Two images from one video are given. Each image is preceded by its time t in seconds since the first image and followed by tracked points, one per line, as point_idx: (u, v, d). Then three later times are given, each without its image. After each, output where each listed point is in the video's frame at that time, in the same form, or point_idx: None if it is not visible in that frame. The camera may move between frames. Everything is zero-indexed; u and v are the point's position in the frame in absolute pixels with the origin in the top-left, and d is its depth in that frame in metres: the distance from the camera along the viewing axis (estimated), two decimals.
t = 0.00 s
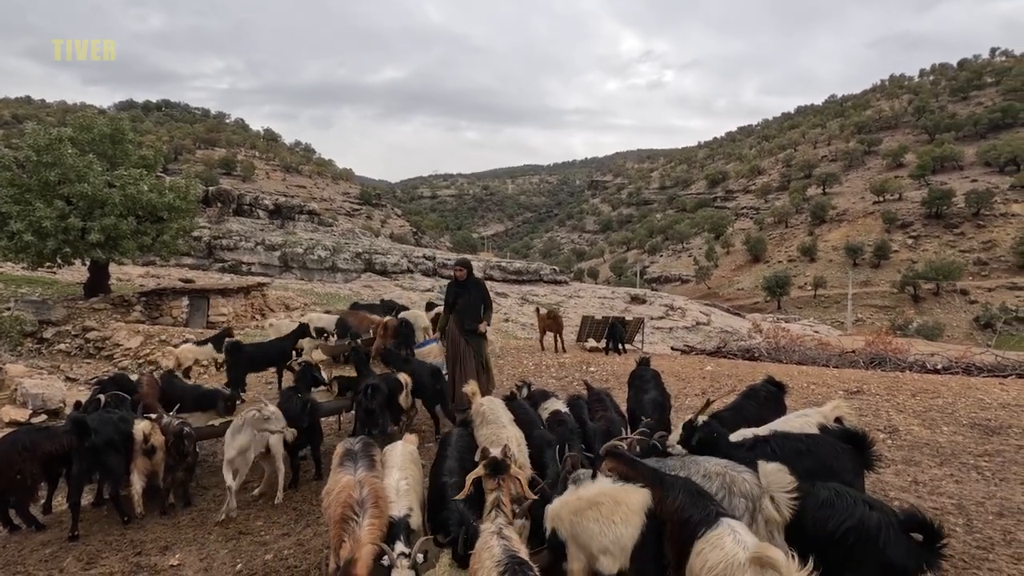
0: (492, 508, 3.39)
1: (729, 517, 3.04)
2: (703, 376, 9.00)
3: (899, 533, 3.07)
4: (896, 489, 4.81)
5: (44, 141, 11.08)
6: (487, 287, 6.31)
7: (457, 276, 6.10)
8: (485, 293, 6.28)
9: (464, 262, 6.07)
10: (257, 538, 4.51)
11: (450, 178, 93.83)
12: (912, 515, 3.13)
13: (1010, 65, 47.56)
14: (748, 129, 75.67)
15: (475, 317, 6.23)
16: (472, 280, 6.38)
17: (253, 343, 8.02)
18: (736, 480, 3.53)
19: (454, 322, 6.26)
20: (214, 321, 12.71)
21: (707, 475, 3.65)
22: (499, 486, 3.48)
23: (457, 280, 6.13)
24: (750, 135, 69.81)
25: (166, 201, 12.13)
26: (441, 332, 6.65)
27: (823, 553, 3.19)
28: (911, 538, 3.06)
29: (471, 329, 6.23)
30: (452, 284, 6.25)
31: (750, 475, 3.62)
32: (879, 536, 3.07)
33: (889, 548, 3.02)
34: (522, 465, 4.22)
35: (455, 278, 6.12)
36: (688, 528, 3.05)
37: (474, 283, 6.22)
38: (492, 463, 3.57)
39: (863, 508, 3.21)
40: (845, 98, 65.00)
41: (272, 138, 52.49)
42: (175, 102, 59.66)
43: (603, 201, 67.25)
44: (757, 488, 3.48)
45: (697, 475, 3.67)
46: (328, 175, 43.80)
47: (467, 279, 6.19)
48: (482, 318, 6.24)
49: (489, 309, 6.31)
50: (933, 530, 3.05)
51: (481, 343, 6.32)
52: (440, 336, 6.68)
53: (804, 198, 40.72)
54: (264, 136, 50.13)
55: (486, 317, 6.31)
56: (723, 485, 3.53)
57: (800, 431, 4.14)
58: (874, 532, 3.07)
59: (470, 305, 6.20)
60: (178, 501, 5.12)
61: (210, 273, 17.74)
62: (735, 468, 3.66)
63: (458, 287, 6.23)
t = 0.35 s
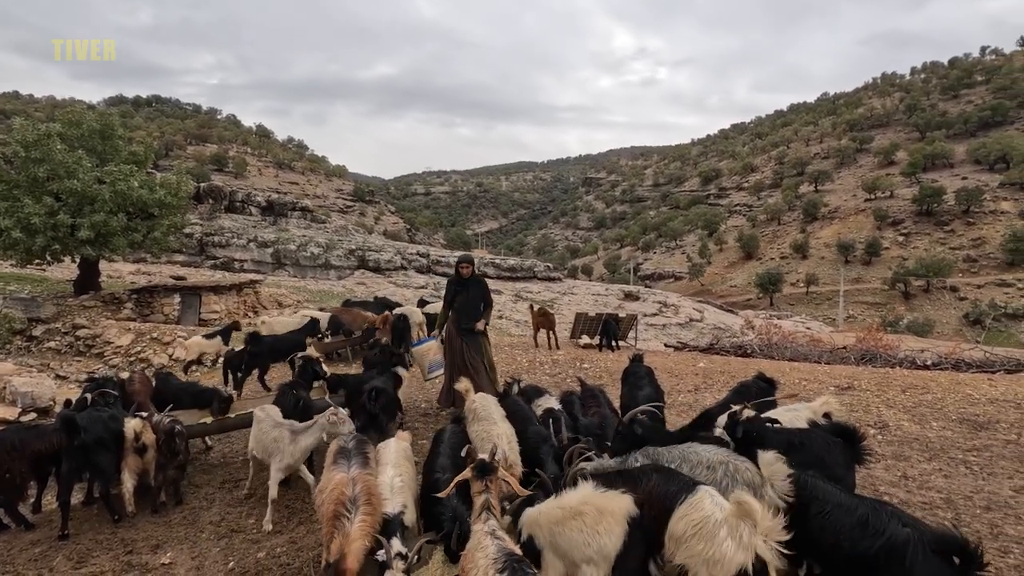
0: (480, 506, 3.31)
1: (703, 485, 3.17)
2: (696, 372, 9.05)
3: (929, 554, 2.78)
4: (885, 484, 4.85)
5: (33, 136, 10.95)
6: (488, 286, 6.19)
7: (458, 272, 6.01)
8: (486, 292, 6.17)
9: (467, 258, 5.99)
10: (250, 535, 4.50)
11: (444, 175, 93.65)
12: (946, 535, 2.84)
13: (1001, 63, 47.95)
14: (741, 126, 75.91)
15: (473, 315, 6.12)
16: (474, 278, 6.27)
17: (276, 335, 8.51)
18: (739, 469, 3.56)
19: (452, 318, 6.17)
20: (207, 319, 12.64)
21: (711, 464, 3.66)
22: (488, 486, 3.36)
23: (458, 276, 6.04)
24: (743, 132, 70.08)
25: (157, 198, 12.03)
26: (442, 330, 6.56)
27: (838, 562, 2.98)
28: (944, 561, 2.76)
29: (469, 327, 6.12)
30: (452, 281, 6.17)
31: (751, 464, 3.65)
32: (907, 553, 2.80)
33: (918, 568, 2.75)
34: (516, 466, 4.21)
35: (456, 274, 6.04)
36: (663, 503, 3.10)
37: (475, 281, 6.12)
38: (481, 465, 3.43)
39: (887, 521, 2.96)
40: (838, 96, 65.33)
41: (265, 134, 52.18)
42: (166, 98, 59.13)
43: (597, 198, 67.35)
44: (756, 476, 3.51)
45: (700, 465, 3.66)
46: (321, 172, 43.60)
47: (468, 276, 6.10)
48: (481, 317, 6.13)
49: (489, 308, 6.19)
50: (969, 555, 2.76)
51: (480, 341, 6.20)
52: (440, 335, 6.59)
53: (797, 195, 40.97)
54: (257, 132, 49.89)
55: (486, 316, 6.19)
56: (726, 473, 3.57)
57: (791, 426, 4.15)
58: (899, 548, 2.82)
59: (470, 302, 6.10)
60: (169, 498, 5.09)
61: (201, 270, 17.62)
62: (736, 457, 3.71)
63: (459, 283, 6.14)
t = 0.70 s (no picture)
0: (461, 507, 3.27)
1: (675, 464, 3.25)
2: (679, 366, 9.13)
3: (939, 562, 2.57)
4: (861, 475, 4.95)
5: (3, 127, 10.62)
6: (482, 281, 5.75)
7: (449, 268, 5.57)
8: (480, 288, 5.73)
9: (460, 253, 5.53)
10: (230, 533, 4.44)
11: (428, 169, 93.04)
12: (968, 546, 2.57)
13: (975, 63, 48.99)
14: (724, 122, 76.61)
15: (467, 314, 5.69)
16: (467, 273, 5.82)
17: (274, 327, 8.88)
18: (728, 460, 3.36)
19: (443, 317, 5.74)
20: (187, 314, 12.42)
21: (699, 456, 3.48)
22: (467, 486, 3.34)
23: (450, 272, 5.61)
24: (726, 129, 70.74)
25: (134, 191, 11.78)
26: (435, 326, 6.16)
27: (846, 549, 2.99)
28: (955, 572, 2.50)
29: (460, 326, 5.70)
30: (443, 276, 5.73)
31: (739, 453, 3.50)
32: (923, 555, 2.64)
33: (926, 569, 2.58)
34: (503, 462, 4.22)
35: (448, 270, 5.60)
36: (639, 493, 3.16)
37: (468, 277, 5.69)
38: (459, 468, 3.45)
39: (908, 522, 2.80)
40: (818, 94, 66.19)
41: (246, 127, 51.32)
42: (143, 89, 57.78)
43: (582, 194, 67.53)
44: (746, 467, 3.35)
45: (687, 458, 3.48)
46: (303, 166, 43.06)
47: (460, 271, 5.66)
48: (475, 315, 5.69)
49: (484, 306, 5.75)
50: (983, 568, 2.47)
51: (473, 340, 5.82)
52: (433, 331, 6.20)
53: (778, 192, 41.47)
54: (238, 125, 49.09)
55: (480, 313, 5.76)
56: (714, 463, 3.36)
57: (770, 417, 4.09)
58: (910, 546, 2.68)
59: (462, 300, 5.67)
60: (147, 497, 5.00)
61: (181, 265, 17.33)
62: (725, 447, 3.51)
63: (450, 279, 5.70)
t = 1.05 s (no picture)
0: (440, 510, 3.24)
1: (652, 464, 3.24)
2: (659, 365, 9.20)
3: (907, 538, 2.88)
4: (836, 471, 5.04)
5: None
6: (464, 286, 5.59)
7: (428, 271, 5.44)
8: (460, 293, 5.58)
9: (438, 257, 5.40)
10: (205, 538, 4.35)
11: (410, 168, 92.44)
12: (945, 530, 2.86)
13: (946, 68, 50.30)
14: (704, 124, 77.52)
15: (446, 320, 5.56)
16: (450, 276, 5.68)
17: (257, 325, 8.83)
18: (710, 458, 3.35)
19: (422, 321, 5.65)
20: (163, 315, 12.17)
21: (680, 456, 3.43)
22: (447, 490, 3.32)
23: (429, 276, 5.49)
24: (707, 130, 71.57)
25: (107, 188, 11.49)
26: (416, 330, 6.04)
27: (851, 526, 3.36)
28: (919, 549, 2.80)
29: (439, 330, 5.58)
30: (423, 280, 5.61)
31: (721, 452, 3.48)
32: (895, 532, 2.97)
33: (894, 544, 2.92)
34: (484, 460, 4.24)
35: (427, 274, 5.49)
36: (618, 496, 3.13)
37: (448, 281, 5.54)
38: (441, 473, 3.45)
39: (894, 505, 3.11)
40: (796, 96, 67.34)
41: (224, 124, 50.45)
42: (117, 84, 56.45)
43: (565, 193, 67.74)
44: (728, 464, 3.34)
45: (668, 458, 3.42)
46: (283, 164, 42.47)
47: (440, 275, 5.54)
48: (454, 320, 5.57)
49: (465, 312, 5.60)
50: (946, 546, 2.77)
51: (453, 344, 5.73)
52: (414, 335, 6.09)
53: (758, 192, 42.09)
54: (216, 122, 48.23)
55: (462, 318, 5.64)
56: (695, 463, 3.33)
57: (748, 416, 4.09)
58: (887, 522, 2.99)
59: (441, 305, 5.55)
60: (119, 501, 4.88)
61: (157, 264, 16.98)
62: (707, 447, 3.46)
63: (430, 284, 5.58)
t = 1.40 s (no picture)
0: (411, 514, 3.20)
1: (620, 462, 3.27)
2: (630, 363, 9.31)
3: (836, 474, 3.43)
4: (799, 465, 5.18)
5: None
6: (421, 287, 5.43)
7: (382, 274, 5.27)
8: (418, 293, 5.43)
9: (391, 259, 5.21)
10: (166, 545, 4.22)
11: (383, 166, 91.52)
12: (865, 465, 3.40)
13: (905, 75, 52.21)
14: (676, 126, 78.76)
15: (406, 322, 5.46)
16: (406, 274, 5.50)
17: (224, 323, 8.60)
18: (676, 455, 3.39)
19: (381, 322, 5.52)
20: (125, 316, 11.80)
21: (648, 453, 3.46)
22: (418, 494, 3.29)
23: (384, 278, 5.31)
24: (678, 132, 72.76)
25: (65, 184, 11.07)
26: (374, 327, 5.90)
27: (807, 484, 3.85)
28: (845, 480, 3.34)
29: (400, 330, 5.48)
30: (379, 282, 5.44)
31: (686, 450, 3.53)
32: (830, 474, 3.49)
33: (830, 483, 3.45)
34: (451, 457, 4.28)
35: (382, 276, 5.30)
36: (586, 494, 3.14)
37: (404, 282, 5.39)
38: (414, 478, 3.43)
39: (831, 456, 3.66)
40: (764, 100, 68.98)
41: (190, 120, 49.10)
42: (75, 77, 54.42)
43: (539, 194, 67.99)
44: (693, 461, 3.40)
45: (637, 456, 3.44)
46: (252, 161, 41.56)
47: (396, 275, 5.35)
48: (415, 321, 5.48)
49: (425, 311, 5.49)
50: (864, 474, 3.32)
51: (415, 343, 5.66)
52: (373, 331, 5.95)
53: (727, 194, 42.98)
54: (181, 118, 46.89)
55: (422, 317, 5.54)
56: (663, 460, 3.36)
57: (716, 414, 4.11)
58: (825, 468, 3.53)
59: (399, 306, 5.40)
60: (74, 510, 4.70)
61: (118, 263, 16.42)
62: (674, 444, 3.50)
63: (386, 285, 5.42)
